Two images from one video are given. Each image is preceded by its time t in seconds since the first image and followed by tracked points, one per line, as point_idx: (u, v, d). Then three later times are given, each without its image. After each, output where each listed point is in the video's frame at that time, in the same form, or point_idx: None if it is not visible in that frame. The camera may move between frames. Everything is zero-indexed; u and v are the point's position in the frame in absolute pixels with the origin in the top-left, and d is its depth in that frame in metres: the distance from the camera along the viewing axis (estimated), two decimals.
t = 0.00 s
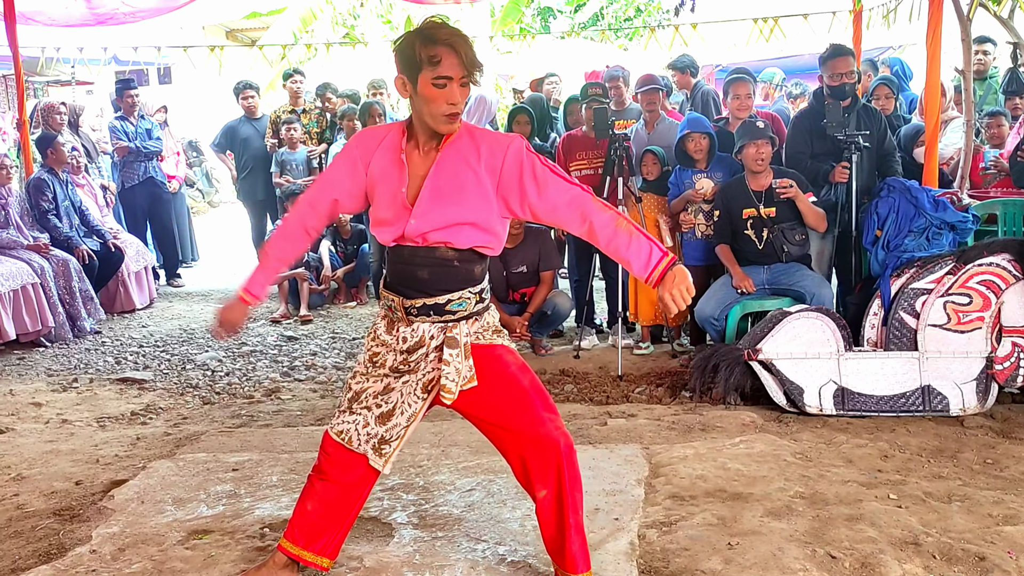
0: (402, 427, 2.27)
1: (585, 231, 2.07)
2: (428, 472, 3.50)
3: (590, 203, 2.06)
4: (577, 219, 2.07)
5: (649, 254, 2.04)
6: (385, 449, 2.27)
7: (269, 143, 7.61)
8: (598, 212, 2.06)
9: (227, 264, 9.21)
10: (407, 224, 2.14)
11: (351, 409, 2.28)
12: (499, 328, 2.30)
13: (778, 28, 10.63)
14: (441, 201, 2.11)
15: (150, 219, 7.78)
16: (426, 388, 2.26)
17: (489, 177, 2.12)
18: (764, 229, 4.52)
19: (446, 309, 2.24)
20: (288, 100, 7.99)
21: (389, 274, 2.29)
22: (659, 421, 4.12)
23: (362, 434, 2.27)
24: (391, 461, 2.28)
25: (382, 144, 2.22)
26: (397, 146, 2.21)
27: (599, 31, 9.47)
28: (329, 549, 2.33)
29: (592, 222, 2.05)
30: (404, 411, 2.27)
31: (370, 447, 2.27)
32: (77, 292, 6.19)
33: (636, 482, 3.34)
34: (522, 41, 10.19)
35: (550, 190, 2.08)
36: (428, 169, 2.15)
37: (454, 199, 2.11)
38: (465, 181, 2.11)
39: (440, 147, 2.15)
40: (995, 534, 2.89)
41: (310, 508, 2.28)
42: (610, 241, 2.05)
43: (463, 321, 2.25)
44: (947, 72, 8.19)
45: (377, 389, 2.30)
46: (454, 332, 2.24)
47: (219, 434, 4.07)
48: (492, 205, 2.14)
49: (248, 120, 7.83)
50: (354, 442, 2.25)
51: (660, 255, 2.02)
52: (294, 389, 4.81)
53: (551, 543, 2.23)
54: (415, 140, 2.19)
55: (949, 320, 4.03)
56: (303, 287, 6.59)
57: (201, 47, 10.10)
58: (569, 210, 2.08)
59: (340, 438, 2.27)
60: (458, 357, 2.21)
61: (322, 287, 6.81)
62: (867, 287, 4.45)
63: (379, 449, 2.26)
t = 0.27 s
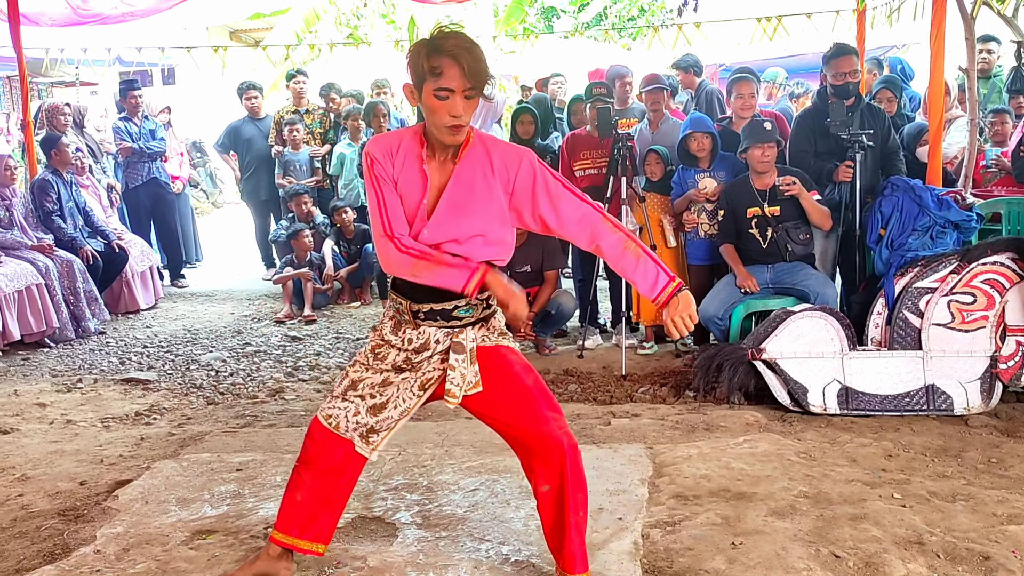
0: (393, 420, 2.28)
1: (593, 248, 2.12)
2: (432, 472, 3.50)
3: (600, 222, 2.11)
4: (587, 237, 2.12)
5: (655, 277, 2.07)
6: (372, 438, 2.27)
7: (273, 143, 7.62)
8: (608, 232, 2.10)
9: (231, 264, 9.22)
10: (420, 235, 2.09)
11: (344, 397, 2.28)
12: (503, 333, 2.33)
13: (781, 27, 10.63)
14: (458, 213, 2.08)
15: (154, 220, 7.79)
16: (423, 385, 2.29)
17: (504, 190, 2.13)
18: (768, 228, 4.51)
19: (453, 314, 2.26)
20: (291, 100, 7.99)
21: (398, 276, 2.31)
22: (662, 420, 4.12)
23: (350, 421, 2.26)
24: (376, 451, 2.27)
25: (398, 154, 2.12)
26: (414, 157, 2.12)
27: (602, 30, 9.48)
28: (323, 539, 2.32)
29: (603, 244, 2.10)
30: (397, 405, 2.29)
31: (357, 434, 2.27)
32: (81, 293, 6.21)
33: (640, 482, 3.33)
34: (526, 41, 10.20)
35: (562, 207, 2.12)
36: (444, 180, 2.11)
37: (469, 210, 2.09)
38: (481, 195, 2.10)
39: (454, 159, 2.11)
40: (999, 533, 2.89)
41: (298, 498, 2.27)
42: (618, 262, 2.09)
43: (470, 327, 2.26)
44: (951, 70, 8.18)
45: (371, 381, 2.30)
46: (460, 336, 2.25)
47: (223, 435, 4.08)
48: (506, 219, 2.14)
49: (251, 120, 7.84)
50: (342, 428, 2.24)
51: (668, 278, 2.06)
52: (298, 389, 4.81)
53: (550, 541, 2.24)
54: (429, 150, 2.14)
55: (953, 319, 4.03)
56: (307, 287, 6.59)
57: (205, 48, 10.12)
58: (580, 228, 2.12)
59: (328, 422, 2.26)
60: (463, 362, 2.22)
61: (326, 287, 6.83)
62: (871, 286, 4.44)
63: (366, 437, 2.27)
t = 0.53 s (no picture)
0: (370, 428, 2.29)
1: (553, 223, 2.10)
2: (439, 476, 3.50)
3: (554, 194, 2.08)
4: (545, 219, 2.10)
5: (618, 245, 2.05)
6: (350, 448, 2.27)
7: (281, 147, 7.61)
8: (563, 204, 2.09)
9: (239, 267, 9.25)
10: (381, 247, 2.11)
11: (317, 410, 2.29)
12: (477, 337, 2.32)
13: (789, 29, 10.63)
14: (413, 220, 2.10)
15: (162, 223, 7.81)
16: (397, 393, 2.29)
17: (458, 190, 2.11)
18: (776, 230, 4.51)
19: (426, 322, 2.27)
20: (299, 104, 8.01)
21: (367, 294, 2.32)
22: (669, 423, 4.11)
23: (327, 433, 2.27)
24: (356, 460, 2.28)
25: (348, 168, 2.14)
26: (365, 170, 2.14)
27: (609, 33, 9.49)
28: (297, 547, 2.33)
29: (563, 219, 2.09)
30: (372, 413, 2.29)
31: (335, 446, 2.27)
32: (90, 297, 6.23)
33: (647, 485, 3.33)
34: (533, 44, 10.22)
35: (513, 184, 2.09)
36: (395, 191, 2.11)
37: (424, 217, 2.10)
38: (434, 200, 2.10)
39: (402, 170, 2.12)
40: (1009, 536, 2.88)
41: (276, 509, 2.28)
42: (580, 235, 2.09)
43: (443, 333, 2.27)
44: (960, 72, 8.17)
45: (346, 392, 2.31)
46: (435, 344, 2.26)
47: (231, 438, 4.09)
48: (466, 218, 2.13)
49: (259, 124, 7.86)
50: (319, 442, 2.26)
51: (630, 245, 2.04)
52: (305, 392, 4.82)
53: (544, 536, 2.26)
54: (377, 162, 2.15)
55: (961, 321, 4.02)
56: (314, 290, 6.60)
57: (213, 52, 10.16)
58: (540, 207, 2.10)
59: (305, 438, 2.28)
60: (439, 368, 2.23)
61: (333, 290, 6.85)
62: (878, 288, 4.44)
63: (344, 448, 2.27)
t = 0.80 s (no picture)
0: (381, 435, 2.26)
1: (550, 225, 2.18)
2: (449, 475, 3.50)
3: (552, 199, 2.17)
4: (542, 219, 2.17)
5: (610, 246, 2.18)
6: (361, 456, 2.25)
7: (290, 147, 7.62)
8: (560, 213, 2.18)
9: (248, 268, 9.28)
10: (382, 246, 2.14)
11: (332, 415, 2.29)
12: (483, 340, 2.32)
13: (798, 29, 10.61)
14: (412, 219, 2.13)
15: (173, 224, 7.84)
16: (406, 395, 2.28)
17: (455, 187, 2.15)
18: (785, 230, 4.51)
19: (432, 321, 2.27)
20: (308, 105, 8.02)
21: (374, 292, 2.33)
22: (679, 423, 4.10)
23: (342, 439, 2.26)
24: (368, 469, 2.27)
25: (346, 168, 2.16)
26: (363, 170, 2.16)
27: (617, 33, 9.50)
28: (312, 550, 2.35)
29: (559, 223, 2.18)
30: (383, 417, 2.28)
31: (348, 454, 2.26)
32: (101, 298, 6.26)
33: (657, 485, 3.33)
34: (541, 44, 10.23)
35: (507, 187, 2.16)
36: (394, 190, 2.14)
37: (424, 215, 2.14)
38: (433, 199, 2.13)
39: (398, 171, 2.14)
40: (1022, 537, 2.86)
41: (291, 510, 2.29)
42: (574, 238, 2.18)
43: (449, 333, 2.27)
44: (971, 71, 8.15)
45: (359, 396, 2.32)
46: (441, 343, 2.26)
47: (241, 438, 4.10)
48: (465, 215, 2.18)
49: (269, 125, 7.89)
50: (335, 447, 2.25)
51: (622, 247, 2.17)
52: (315, 392, 4.83)
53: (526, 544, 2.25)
54: (374, 163, 2.18)
55: (972, 321, 4.00)
56: (323, 291, 6.61)
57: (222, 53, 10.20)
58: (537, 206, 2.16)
59: (322, 442, 2.28)
60: (445, 368, 2.23)
61: (343, 291, 6.88)
62: (888, 288, 4.43)
63: (355, 456, 2.25)
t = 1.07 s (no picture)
0: (391, 432, 2.28)
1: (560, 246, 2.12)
2: (460, 475, 3.51)
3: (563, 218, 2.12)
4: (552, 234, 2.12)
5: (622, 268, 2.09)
6: (372, 453, 2.27)
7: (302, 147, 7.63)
8: (573, 230, 2.11)
9: (259, 268, 9.31)
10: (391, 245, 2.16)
11: (340, 414, 2.30)
12: (493, 341, 2.32)
13: (809, 28, 10.59)
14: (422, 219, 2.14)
15: (185, 225, 7.87)
16: (416, 395, 2.28)
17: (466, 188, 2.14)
18: (797, 230, 4.49)
19: (441, 321, 2.27)
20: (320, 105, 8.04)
21: (383, 291, 2.33)
22: (690, 423, 4.10)
23: (350, 437, 2.28)
24: (377, 467, 2.28)
25: (358, 166, 2.17)
26: (374, 169, 2.17)
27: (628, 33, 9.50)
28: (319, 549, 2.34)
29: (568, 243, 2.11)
30: (393, 416, 2.28)
31: (357, 451, 2.27)
32: (114, 298, 6.29)
33: (669, 485, 3.32)
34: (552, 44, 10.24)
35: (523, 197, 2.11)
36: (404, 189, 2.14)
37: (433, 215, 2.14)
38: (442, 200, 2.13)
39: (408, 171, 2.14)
40: None
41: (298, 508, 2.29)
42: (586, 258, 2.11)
43: (459, 333, 2.28)
44: (984, 70, 8.13)
45: (367, 395, 2.32)
46: (450, 343, 2.27)
47: (253, 438, 4.11)
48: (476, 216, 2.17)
49: (281, 126, 7.92)
50: (342, 446, 2.26)
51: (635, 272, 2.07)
52: (326, 392, 4.84)
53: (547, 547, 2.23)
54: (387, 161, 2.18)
55: (986, 321, 3.98)
56: (334, 291, 6.62)
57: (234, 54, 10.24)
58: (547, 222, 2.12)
59: (329, 442, 2.28)
60: (454, 368, 2.23)
61: (354, 291, 6.90)
62: (902, 288, 4.41)
63: (366, 452, 2.27)
